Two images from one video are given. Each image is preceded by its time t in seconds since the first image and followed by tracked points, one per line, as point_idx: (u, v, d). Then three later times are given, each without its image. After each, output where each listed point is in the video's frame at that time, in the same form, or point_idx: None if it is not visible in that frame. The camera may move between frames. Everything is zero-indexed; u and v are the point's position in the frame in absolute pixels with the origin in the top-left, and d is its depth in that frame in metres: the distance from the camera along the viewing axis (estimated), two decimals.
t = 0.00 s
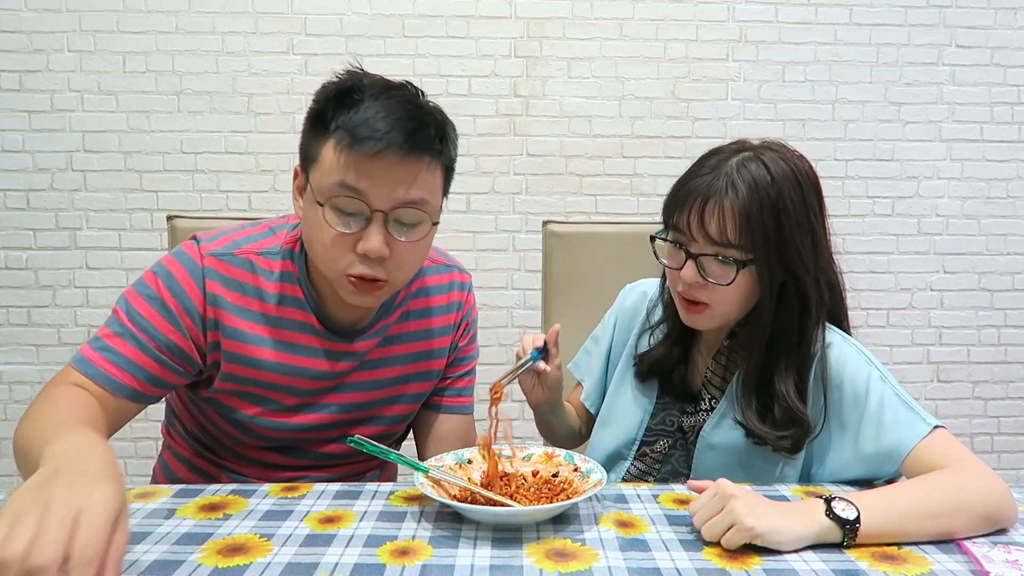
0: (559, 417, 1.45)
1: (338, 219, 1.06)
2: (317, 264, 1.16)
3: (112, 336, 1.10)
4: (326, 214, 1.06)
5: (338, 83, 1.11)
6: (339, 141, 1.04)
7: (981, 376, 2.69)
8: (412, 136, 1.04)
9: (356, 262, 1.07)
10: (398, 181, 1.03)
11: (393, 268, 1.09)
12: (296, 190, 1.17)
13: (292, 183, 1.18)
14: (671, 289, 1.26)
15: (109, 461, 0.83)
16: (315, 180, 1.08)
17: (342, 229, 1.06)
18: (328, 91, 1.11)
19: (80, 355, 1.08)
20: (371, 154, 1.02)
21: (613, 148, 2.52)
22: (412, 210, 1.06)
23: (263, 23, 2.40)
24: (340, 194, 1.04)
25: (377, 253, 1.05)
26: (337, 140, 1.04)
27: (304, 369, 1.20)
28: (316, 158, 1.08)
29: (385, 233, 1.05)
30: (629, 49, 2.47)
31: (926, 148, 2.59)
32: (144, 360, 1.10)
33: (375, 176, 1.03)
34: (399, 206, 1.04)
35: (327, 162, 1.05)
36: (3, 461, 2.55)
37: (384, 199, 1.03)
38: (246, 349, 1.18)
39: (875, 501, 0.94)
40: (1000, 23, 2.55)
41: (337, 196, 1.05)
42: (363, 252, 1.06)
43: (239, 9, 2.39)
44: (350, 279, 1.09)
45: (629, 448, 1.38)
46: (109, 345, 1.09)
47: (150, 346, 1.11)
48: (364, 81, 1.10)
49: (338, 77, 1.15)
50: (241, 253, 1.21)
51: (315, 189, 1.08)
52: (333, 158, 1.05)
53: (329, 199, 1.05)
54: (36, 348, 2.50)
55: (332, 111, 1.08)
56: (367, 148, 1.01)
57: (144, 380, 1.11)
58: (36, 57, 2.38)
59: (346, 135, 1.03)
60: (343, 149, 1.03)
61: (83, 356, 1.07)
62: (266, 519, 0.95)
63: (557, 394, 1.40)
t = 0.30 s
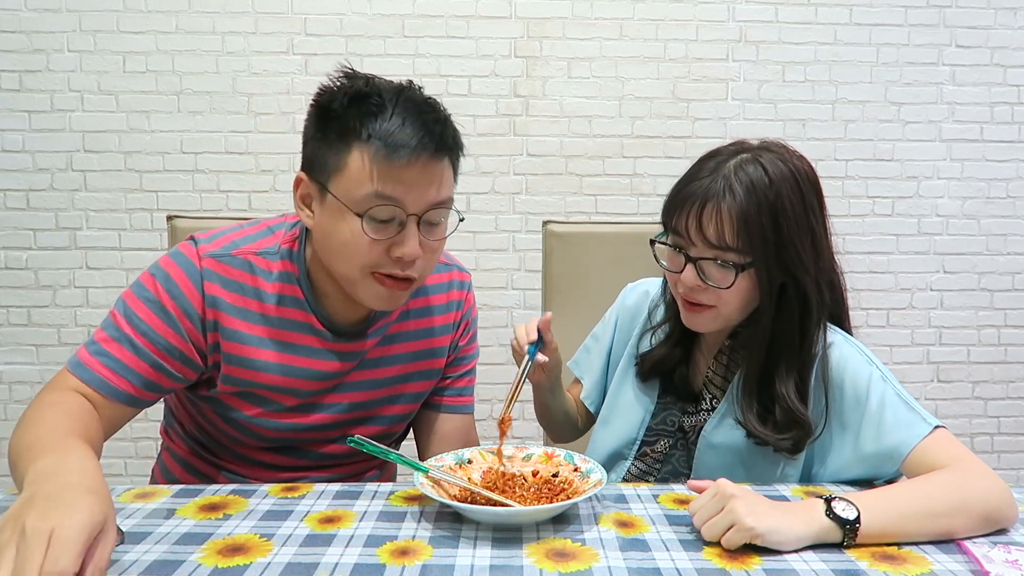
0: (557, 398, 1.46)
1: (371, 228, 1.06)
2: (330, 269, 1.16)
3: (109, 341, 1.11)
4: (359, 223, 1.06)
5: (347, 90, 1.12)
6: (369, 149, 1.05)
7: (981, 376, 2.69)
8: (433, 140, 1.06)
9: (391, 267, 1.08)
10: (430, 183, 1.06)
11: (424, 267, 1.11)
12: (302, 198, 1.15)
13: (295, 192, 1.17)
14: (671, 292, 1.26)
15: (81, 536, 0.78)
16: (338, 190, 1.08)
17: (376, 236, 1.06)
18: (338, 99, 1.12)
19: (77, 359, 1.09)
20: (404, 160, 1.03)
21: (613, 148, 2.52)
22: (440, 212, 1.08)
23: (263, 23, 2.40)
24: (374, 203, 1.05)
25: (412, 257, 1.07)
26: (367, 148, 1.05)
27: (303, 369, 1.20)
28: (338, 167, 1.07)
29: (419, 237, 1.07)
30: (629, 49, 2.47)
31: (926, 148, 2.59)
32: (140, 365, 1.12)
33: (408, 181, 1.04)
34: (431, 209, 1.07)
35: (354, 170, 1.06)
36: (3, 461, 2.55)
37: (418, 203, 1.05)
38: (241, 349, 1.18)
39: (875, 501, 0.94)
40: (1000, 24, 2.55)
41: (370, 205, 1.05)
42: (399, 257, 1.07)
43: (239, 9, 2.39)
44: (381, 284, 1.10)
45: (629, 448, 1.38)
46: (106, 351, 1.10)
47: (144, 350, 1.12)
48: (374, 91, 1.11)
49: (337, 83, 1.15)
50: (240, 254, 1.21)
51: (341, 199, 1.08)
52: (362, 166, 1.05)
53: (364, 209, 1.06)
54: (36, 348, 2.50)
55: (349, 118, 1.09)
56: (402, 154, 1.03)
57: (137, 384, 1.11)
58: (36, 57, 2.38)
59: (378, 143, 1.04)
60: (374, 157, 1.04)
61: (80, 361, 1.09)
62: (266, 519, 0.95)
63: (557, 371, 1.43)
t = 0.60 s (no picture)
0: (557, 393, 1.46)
1: (392, 231, 1.07)
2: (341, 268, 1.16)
3: (111, 345, 1.11)
4: (380, 224, 1.07)
5: (371, 94, 1.13)
6: (393, 152, 1.06)
7: (981, 376, 2.69)
8: (453, 148, 1.08)
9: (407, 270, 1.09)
10: (452, 188, 1.07)
11: (438, 271, 1.13)
12: (317, 196, 1.16)
13: (310, 190, 1.17)
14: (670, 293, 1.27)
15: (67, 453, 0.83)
16: (359, 190, 1.08)
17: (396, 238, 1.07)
18: (359, 101, 1.13)
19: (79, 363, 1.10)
20: (431, 164, 1.05)
21: (613, 148, 2.52)
22: (457, 218, 1.10)
23: (263, 23, 2.40)
24: (397, 206, 1.06)
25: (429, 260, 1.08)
26: (392, 152, 1.06)
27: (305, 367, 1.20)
28: (359, 168, 1.08)
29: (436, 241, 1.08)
30: (629, 49, 2.47)
31: (926, 148, 2.59)
32: (140, 370, 1.12)
33: (430, 186, 1.06)
34: (450, 214, 1.08)
35: (378, 173, 1.07)
36: (3, 460, 2.55)
37: (440, 208, 1.07)
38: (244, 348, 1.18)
39: (875, 500, 0.94)
40: (1000, 24, 2.55)
41: (392, 208, 1.06)
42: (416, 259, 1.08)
43: (239, 9, 2.39)
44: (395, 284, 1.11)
45: (628, 449, 1.38)
46: (107, 354, 1.11)
47: (144, 354, 1.12)
48: (397, 94, 1.12)
49: (357, 84, 1.16)
50: (241, 253, 1.21)
51: (361, 199, 1.08)
52: (386, 169, 1.06)
53: (386, 212, 1.07)
54: (35, 348, 2.50)
55: (371, 121, 1.10)
56: (426, 161, 1.05)
57: (138, 388, 1.12)
58: (36, 56, 2.38)
59: (405, 147, 1.05)
60: (399, 161, 1.05)
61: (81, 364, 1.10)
62: (266, 519, 0.95)
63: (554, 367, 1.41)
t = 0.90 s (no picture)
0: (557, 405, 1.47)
1: (407, 225, 1.07)
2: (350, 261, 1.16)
3: (144, 334, 1.09)
4: (395, 219, 1.07)
5: (395, 93, 1.14)
6: (414, 149, 1.07)
7: (981, 376, 2.69)
8: (468, 149, 1.09)
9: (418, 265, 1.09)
10: (468, 186, 1.09)
11: (447, 269, 1.13)
12: (332, 189, 1.15)
13: (325, 184, 1.16)
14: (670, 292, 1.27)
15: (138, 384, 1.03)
16: (377, 184, 1.08)
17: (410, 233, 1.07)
18: (381, 99, 1.14)
19: (117, 354, 1.06)
20: (449, 162, 1.06)
21: (613, 148, 2.52)
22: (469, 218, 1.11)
23: (263, 23, 2.40)
24: (414, 202, 1.06)
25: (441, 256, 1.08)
26: (413, 149, 1.07)
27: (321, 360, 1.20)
28: (378, 163, 1.08)
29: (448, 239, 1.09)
30: (629, 49, 2.47)
31: (926, 148, 2.59)
32: (195, 363, 1.12)
33: (447, 184, 1.06)
34: (463, 213, 1.09)
35: (397, 168, 1.07)
36: (3, 460, 2.55)
37: (454, 207, 1.07)
38: (269, 341, 1.19)
39: (876, 500, 0.94)
40: (1000, 23, 2.55)
41: (409, 203, 1.06)
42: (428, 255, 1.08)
43: (239, 10, 2.39)
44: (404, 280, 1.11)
45: (630, 449, 1.38)
46: (147, 344, 1.07)
47: (182, 337, 1.10)
48: (421, 96, 1.14)
49: (379, 84, 1.17)
50: (260, 245, 1.21)
51: (378, 192, 1.08)
52: (406, 165, 1.06)
53: (401, 206, 1.07)
54: (36, 348, 2.50)
55: (393, 119, 1.11)
56: (445, 159, 1.06)
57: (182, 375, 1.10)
58: (36, 57, 2.38)
59: (425, 145, 1.07)
60: (419, 158, 1.06)
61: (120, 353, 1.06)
62: (266, 519, 0.95)
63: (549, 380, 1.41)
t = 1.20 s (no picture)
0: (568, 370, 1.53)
1: (420, 215, 1.08)
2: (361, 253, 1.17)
3: (161, 330, 1.10)
4: (409, 209, 1.08)
5: (403, 87, 1.14)
6: (425, 140, 1.08)
7: (981, 376, 2.69)
8: (477, 140, 1.10)
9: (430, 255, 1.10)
10: (476, 176, 1.10)
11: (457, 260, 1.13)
12: (343, 185, 1.16)
13: (338, 179, 1.17)
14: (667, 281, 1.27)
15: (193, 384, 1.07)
16: (389, 176, 1.09)
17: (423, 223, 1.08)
18: (391, 93, 1.14)
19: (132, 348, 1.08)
20: (458, 152, 1.08)
21: (613, 148, 2.52)
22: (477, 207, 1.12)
23: (263, 23, 2.40)
24: (426, 191, 1.07)
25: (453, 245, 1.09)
26: (424, 141, 1.08)
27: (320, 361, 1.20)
28: (391, 156, 1.09)
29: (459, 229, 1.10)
30: (629, 49, 2.47)
31: (926, 148, 2.59)
32: (210, 361, 1.13)
33: (456, 174, 1.08)
34: (472, 202, 1.10)
35: (408, 159, 1.08)
36: (4, 460, 2.55)
37: (463, 196, 1.09)
38: (275, 338, 1.19)
39: (876, 501, 0.94)
40: (1000, 24, 2.55)
41: (422, 194, 1.07)
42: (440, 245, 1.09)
43: (239, 10, 2.39)
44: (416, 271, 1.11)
45: (630, 445, 1.38)
46: (161, 339, 1.09)
47: (196, 335, 1.12)
48: (429, 89, 1.14)
49: (385, 80, 1.17)
50: (271, 244, 1.21)
51: (391, 184, 1.09)
52: (418, 156, 1.08)
53: (414, 195, 1.08)
54: (36, 348, 2.50)
55: (403, 112, 1.11)
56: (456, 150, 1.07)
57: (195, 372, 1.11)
58: (36, 56, 2.38)
59: (436, 136, 1.07)
60: (431, 149, 1.07)
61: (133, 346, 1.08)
62: (266, 519, 0.95)
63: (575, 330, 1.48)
